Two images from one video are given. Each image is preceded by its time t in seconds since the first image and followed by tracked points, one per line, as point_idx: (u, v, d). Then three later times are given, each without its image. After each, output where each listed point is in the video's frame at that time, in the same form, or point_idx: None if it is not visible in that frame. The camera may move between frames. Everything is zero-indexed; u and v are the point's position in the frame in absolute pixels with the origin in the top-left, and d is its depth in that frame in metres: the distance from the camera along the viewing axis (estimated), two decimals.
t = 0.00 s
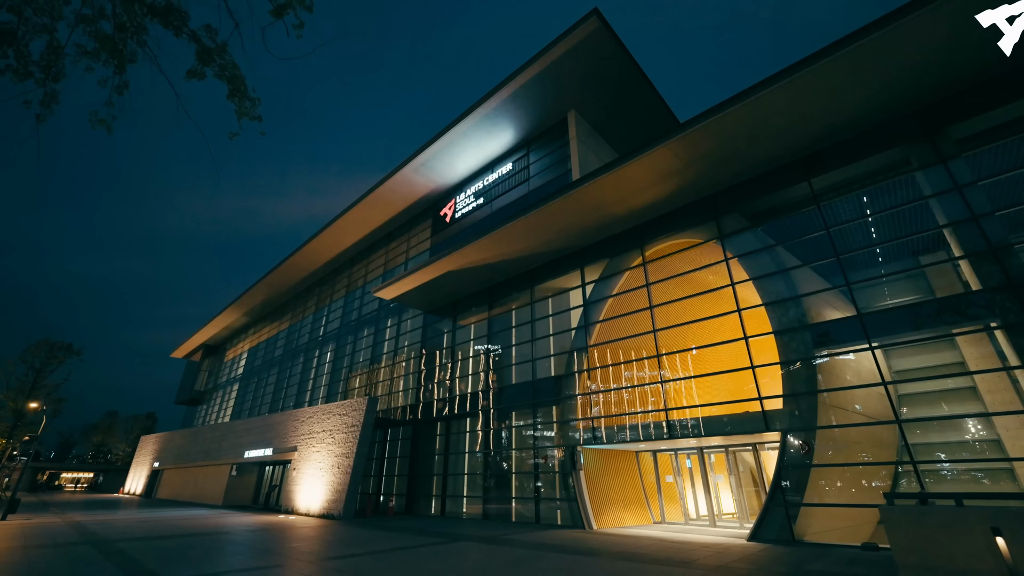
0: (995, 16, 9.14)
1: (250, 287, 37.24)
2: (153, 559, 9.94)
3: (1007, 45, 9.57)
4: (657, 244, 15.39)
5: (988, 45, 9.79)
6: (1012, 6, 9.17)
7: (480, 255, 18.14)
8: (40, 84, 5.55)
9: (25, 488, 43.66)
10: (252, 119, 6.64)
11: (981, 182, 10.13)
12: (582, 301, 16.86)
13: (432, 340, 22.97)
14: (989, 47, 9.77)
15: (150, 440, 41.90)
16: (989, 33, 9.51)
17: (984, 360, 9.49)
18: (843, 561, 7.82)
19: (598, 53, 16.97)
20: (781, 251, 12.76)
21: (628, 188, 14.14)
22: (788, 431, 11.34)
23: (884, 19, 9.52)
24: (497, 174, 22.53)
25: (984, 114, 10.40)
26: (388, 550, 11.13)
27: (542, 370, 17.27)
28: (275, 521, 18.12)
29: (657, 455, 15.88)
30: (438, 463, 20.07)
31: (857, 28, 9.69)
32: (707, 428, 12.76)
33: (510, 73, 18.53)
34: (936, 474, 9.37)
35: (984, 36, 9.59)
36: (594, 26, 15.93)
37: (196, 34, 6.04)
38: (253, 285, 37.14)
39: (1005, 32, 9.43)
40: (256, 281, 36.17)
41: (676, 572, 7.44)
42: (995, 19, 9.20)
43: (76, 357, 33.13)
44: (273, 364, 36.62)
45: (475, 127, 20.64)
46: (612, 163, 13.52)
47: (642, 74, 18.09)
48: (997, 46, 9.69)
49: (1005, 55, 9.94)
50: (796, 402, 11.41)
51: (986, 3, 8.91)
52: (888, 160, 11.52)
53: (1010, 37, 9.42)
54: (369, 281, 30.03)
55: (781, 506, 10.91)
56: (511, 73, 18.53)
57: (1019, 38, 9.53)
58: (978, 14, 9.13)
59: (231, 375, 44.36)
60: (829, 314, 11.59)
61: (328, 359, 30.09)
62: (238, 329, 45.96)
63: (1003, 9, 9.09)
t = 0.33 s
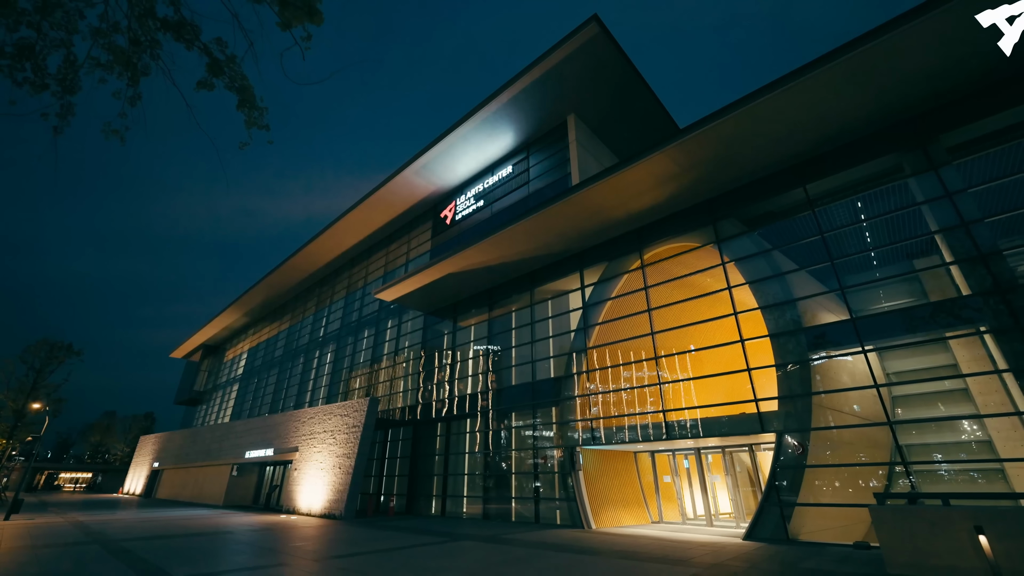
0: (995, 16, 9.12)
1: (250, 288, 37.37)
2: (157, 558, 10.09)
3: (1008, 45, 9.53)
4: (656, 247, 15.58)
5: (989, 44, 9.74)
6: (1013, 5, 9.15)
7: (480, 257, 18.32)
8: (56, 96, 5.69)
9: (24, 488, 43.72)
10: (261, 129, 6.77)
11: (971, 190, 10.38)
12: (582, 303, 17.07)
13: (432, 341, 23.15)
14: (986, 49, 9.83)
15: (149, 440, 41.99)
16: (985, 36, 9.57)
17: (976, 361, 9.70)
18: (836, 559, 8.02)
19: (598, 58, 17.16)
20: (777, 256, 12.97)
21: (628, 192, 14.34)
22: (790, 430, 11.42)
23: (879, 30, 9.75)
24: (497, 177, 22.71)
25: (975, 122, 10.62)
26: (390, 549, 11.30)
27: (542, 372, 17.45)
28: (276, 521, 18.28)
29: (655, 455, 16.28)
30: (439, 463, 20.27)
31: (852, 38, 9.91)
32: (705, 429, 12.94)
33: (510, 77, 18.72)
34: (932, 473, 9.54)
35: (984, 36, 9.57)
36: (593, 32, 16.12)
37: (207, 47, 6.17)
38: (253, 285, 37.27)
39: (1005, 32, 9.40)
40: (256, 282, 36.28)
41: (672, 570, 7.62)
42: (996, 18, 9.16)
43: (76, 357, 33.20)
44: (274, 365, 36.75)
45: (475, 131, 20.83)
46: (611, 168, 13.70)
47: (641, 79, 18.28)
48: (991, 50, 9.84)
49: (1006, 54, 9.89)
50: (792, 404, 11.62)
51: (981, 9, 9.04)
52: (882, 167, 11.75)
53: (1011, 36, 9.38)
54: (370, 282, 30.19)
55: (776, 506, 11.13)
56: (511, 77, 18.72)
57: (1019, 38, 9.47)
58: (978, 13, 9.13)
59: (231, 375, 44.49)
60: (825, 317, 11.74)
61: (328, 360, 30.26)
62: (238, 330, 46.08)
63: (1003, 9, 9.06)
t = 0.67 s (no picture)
0: (995, 16, 9.12)
1: (251, 289, 37.54)
2: (164, 558, 10.27)
3: (1007, 45, 9.53)
4: (654, 250, 15.79)
5: (988, 44, 9.75)
6: (1013, 6, 9.11)
7: (481, 260, 18.50)
8: (72, 109, 5.85)
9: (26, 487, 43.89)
10: (268, 138, 7.01)
11: (964, 196, 10.58)
12: (582, 305, 17.27)
13: (433, 342, 23.33)
14: (983, 53, 9.91)
15: (150, 440, 42.14)
16: (981, 41, 9.67)
17: (970, 364, 9.90)
18: (831, 558, 8.22)
19: (598, 63, 17.33)
20: (774, 259, 13.15)
21: (627, 196, 14.52)
22: (789, 430, 11.58)
23: (875, 39, 9.94)
24: (498, 180, 22.90)
25: (967, 129, 10.82)
26: (393, 549, 11.48)
27: (542, 373, 17.63)
28: (279, 521, 18.45)
29: (654, 455, 16.49)
30: (440, 463, 20.47)
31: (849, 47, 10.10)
32: (705, 430, 13.05)
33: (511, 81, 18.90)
34: (930, 474, 9.80)
35: (983, 36, 9.57)
36: (594, 37, 16.30)
37: (217, 60, 6.38)
38: (254, 286, 37.42)
39: (1005, 32, 9.38)
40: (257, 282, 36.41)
41: (670, 569, 7.81)
42: (995, 19, 9.17)
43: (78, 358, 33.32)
44: (274, 365, 36.95)
45: (476, 134, 21.01)
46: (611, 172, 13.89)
47: (641, 83, 18.44)
48: (987, 54, 9.94)
49: (1005, 55, 9.89)
50: (788, 406, 11.82)
51: (976, 16, 9.16)
52: (877, 172, 11.94)
53: (1010, 37, 9.38)
54: (371, 283, 30.36)
55: (772, 506, 11.31)
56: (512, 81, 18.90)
57: (1019, 38, 9.46)
58: (978, 14, 9.14)
59: (231, 376, 44.66)
60: (822, 320, 11.93)
61: (330, 361, 30.44)
62: (238, 330, 46.27)
63: (1003, 8, 9.04)
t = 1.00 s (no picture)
0: (995, 15, 9.14)
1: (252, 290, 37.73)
2: (172, 556, 10.46)
3: (1007, 45, 9.54)
4: (653, 253, 15.99)
5: (989, 44, 9.77)
6: (1012, 6, 9.14)
7: (481, 262, 18.69)
8: (88, 121, 6.04)
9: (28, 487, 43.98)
10: (276, 146, 7.19)
11: (956, 202, 10.80)
12: (581, 307, 17.46)
13: (434, 344, 23.52)
14: (982, 55, 9.98)
15: (151, 441, 42.36)
16: (978, 45, 9.79)
17: (964, 366, 10.11)
18: (825, 555, 8.41)
19: (598, 67, 17.52)
20: (771, 262, 13.34)
21: (627, 200, 14.71)
22: (787, 430, 11.75)
23: (870, 47, 10.15)
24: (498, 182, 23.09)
25: (960, 135, 11.03)
26: (395, 547, 11.69)
27: (542, 374, 17.81)
28: (281, 520, 18.64)
29: (653, 455, 16.65)
30: (441, 463, 20.66)
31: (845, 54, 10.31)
32: (704, 431, 13.16)
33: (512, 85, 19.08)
34: (930, 476, 9.99)
35: (983, 36, 9.60)
36: (593, 42, 16.49)
37: (227, 72, 6.56)
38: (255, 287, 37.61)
39: (1005, 32, 9.41)
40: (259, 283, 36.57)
41: (668, 566, 8.00)
42: (995, 19, 9.18)
43: (81, 359, 33.51)
44: (276, 366, 37.16)
45: (476, 137, 21.21)
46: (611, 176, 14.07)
47: (641, 88, 18.63)
48: (983, 58, 10.04)
49: (1005, 55, 9.93)
50: (783, 408, 12.00)
51: (971, 23, 9.30)
52: (871, 177, 12.15)
53: (1010, 37, 9.40)
54: (372, 284, 30.56)
55: (768, 505, 11.50)
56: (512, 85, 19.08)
57: (1019, 38, 9.48)
58: (978, 14, 9.17)
59: (232, 376, 44.88)
60: (818, 323, 12.13)
61: (331, 361, 30.62)
62: (239, 331, 46.46)
63: (1003, 9, 9.06)
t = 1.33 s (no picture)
0: (994, 16, 9.10)
1: (253, 291, 37.88)
2: (180, 554, 10.65)
3: (1007, 44, 9.45)
4: (651, 256, 16.19)
5: (989, 44, 9.73)
6: (1013, 6, 9.08)
7: (482, 264, 18.88)
8: (103, 131, 6.23)
9: (29, 486, 44.00)
10: (284, 155, 7.39)
11: (949, 207, 11.01)
12: (581, 309, 17.67)
13: (434, 345, 23.72)
14: (979, 58, 10.05)
15: (152, 441, 42.52)
16: (973, 51, 9.90)
17: (958, 368, 10.29)
18: (819, 553, 8.60)
19: (597, 72, 17.71)
20: (769, 265, 13.54)
21: (626, 203, 14.90)
22: (786, 431, 11.91)
23: (865, 56, 10.33)
24: (498, 185, 23.28)
25: (952, 142, 11.23)
26: (399, 546, 11.86)
27: (542, 375, 18.01)
28: (285, 519, 18.87)
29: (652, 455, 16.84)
30: (442, 463, 20.86)
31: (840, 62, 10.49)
32: (704, 432, 13.32)
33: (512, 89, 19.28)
34: (928, 474, 10.14)
35: (983, 36, 9.57)
36: (593, 47, 16.67)
37: (237, 83, 6.77)
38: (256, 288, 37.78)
39: (1005, 32, 9.36)
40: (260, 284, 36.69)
41: (667, 564, 8.19)
42: (994, 19, 9.13)
43: (83, 359, 33.64)
44: (277, 366, 37.36)
45: (477, 140, 21.39)
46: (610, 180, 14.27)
47: (639, 92, 18.84)
48: (977, 63, 10.17)
49: (1005, 55, 9.90)
50: (778, 410, 12.21)
51: (964, 31, 9.43)
52: (866, 183, 12.35)
53: (1010, 37, 9.34)
54: (373, 286, 30.77)
55: (765, 504, 11.71)
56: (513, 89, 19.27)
57: (1019, 38, 9.43)
58: (977, 14, 9.11)
59: (233, 377, 45.02)
60: (815, 325, 12.33)
61: (332, 362, 30.80)
62: (240, 331, 46.61)
63: (1004, 8, 8.98)
